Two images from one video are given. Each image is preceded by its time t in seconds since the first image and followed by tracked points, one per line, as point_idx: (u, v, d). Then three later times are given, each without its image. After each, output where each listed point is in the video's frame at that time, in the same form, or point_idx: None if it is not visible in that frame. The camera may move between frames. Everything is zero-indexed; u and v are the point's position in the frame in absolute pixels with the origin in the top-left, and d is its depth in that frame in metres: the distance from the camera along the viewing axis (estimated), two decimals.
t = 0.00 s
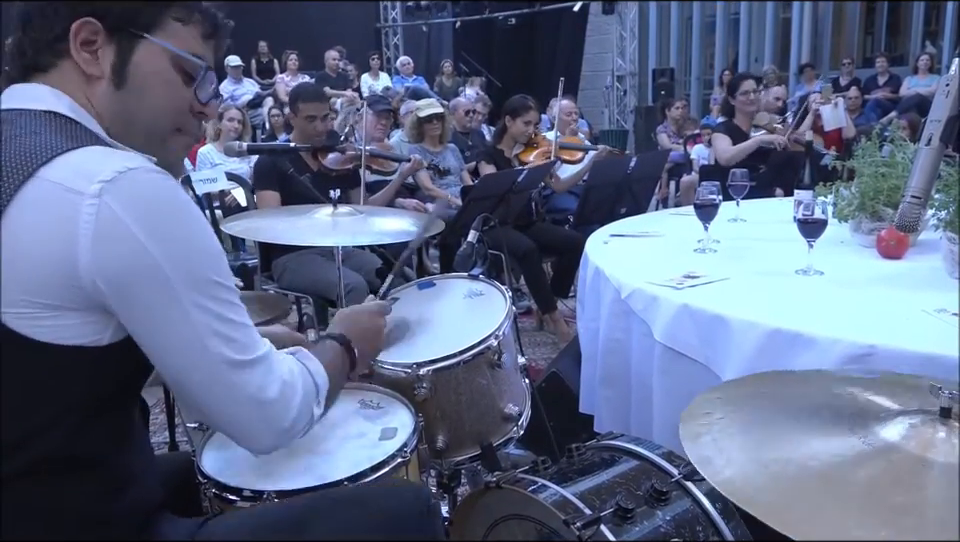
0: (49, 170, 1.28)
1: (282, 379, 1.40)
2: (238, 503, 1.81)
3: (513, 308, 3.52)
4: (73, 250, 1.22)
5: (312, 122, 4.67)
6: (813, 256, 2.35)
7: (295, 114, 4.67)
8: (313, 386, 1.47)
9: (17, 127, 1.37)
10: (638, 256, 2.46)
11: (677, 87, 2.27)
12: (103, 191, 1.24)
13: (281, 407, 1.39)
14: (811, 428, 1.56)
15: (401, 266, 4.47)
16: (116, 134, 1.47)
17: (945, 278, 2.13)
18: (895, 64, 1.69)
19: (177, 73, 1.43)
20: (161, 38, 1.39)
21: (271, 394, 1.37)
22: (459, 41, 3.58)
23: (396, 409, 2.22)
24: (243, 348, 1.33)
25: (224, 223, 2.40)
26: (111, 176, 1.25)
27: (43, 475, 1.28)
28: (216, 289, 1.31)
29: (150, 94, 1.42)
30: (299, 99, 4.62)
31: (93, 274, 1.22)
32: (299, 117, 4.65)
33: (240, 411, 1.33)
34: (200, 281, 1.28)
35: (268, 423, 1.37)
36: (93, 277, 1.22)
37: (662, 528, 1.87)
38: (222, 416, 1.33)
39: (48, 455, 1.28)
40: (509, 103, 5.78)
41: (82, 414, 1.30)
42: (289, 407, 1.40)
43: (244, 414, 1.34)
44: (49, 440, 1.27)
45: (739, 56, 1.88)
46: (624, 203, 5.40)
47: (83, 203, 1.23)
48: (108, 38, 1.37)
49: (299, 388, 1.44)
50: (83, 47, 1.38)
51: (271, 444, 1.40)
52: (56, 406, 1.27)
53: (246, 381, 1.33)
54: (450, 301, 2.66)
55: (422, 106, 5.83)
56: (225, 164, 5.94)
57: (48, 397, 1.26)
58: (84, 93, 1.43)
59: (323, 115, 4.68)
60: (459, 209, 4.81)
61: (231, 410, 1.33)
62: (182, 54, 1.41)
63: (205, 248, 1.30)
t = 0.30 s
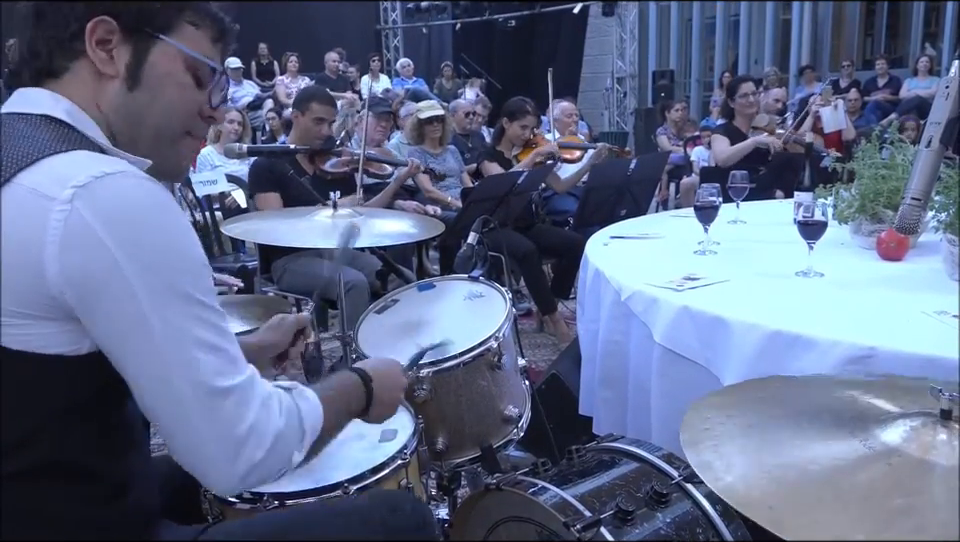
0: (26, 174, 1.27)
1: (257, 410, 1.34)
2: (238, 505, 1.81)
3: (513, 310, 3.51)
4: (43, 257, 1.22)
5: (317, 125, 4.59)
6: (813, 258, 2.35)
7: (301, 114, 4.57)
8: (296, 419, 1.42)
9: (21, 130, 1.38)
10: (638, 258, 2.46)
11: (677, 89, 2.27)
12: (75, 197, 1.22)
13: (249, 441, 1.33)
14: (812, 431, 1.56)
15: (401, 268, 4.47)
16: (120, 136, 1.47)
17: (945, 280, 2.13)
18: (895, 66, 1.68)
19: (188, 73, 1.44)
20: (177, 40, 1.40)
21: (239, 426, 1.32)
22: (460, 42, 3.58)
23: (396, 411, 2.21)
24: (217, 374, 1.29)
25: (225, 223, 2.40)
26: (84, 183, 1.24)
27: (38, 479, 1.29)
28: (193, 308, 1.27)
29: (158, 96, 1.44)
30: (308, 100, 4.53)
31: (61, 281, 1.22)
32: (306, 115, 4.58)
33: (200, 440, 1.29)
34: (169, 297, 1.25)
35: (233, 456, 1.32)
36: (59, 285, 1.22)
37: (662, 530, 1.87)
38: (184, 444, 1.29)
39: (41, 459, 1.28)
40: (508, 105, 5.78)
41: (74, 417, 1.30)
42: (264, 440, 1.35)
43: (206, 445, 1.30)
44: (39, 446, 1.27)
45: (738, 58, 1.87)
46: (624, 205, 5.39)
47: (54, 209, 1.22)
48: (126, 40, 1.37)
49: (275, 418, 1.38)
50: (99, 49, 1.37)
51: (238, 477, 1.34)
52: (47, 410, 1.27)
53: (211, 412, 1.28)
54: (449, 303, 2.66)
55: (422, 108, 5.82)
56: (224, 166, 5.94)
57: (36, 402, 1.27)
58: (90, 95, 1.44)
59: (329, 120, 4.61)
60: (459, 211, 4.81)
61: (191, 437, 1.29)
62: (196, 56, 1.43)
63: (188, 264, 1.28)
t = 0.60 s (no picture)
0: (66, 176, 1.30)
1: (291, 396, 1.39)
2: (237, 507, 1.81)
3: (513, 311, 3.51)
4: (86, 256, 1.26)
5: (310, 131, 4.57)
6: (813, 260, 2.35)
7: (294, 122, 4.56)
8: (325, 407, 1.46)
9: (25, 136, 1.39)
10: (638, 260, 2.46)
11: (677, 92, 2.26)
12: (117, 197, 1.26)
13: (285, 423, 1.37)
14: (812, 435, 1.56)
15: (401, 271, 4.47)
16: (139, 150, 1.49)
17: (945, 282, 2.13)
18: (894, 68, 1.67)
19: (200, 96, 1.51)
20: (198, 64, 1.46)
21: (274, 410, 1.36)
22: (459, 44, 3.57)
23: (396, 414, 2.21)
24: (252, 361, 1.34)
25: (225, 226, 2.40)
26: (127, 184, 1.28)
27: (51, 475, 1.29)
28: (228, 300, 1.32)
29: (180, 117, 1.49)
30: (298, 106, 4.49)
31: (110, 279, 1.25)
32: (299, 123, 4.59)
33: (243, 423, 1.33)
34: (209, 289, 1.29)
35: (272, 440, 1.36)
36: (103, 281, 1.25)
37: (662, 532, 1.87)
38: (227, 428, 1.33)
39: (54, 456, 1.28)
40: (507, 107, 5.77)
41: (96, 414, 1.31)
42: (297, 425, 1.39)
43: (248, 428, 1.34)
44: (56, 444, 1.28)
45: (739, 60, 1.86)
46: (624, 207, 5.39)
47: (98, 209, 1.26)
48: (161, 66, 1.41)
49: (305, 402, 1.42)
50: (141, 72, 1.40)
51: (278, 459, 1.38)
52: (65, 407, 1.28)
53: (250, 396, 1.33)
54: (449, 305, 2.66)
55: (422, 111, 5.82)
56: (224, 168, 5.93)
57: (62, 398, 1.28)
58: (124, 111, 1.44)
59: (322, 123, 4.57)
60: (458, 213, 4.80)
61: (233, 422, 1.33)
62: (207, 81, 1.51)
63: (222, 260, 1.32)
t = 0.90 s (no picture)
0: (58, 171, 1.30)
1: (289, 381, 1.40)
2: (237, 509, 1.82)
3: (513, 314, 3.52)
4: (82, 250, 1.25)
5: (314, 132, 4.58)
6: (813, 262, 2.35)
7: (296, 122, 4.57)
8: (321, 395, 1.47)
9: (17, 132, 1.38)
10: (638, 262, 2.46)
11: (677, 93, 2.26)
12: (111, 191, 1.26)
13: (285, 408, 1.39)
14: (811, 431, 1.57)
15: (400, 274, 4.47)
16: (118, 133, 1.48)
17: (946, 284, 2.13)
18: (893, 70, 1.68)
19: (169, 70, 1.45)
20: (154, 37, 1.42)
21: (275, 395, 1.37)
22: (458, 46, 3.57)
23: (396, 415, 2.21)
24: (254, 348, 1.35)
25: (226, 227, 2.40)
26: (119, 177, 1.28)
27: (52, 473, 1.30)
28: (225, 286, 1.33)
29: (147, 93, 1.45)
30: (302, 107, 4.52)
31: (113, 274, 1.24)
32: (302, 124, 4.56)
33: (246, 409, 1.34)
34: (207, 280, 1.30)
35: (276, 426, 1.37)
36: (103, 276, 1.24)
37: (662, 535, 1.87)
38: (232, 417, 1.34)
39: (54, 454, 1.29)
40: (507, 109, 5.77)
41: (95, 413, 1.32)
42: (298, 410, 1.41)
43: (253, 415, 1.35)
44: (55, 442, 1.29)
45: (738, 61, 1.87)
46: (624, 209, 5.40)
47: (93, 203, 1.25)
48: (106, 41, 1.39)
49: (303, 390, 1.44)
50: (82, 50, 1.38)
51: (281, 447, 1.39)
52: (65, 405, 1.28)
53: (253, 380, 1.34)
54: (449, 307, 2.66)
55: (422, 112, 5.82)
56: (225, 171, 5.94)
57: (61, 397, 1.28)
58: (85, 96, 1.43)
59: (327, 126, 4.59)
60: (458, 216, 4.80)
61: (239, 409, 1.34)
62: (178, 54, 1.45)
63: (216, 247, 1.33)
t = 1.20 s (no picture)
0: (35, 178, 1.27)
1: (207, 438, 1.22)
2: (238, 513, 1.81)
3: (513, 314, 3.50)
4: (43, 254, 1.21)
5: (314, 133, 4.55)
6: (815, 264, 2.33)
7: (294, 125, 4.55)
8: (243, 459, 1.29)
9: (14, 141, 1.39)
10: (639, 264, 2.45)
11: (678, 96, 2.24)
12: (79, 196, 1.23)
13: (188, 464, 1.19)
14: (814, 439, 1.56)
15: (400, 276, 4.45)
16: (108, 130, 1.48)
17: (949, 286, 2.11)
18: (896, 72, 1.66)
19: (162, 66, 1.43)
20: (148, 35, 1.39)
21: (181, 442, 1.19)
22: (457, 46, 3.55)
23: (395, 418, 2.20)
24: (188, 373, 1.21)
25: (225, 230, 2.38)
26: (92, 186, 1.24)
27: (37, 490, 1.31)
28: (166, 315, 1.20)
29: (138, 90, 1.43)
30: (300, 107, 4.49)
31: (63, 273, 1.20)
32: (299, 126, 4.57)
33: (143, 452, 1.16)
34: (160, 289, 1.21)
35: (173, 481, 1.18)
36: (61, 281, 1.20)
37: (665, 538, 1.85)
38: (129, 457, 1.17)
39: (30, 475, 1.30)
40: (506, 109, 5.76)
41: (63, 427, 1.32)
42: (206, 472, 1.22)
43: (148, 458, 1.17)
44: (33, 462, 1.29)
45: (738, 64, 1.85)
46: (625, 210, 5.39)
47: (61, 208, 1.22)
48: (96, 41, 1.38)
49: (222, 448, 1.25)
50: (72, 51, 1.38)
51: (172, 508, 1.19)
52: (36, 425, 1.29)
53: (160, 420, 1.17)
54: (449, 309, 2.64)
55: (421, 113, 5.81)
56: (222, 172, 5.93)
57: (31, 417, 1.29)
58: (75, 96, 1.45)
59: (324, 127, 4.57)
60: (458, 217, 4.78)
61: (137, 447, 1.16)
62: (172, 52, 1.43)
63: (176, 272, 1.24)
